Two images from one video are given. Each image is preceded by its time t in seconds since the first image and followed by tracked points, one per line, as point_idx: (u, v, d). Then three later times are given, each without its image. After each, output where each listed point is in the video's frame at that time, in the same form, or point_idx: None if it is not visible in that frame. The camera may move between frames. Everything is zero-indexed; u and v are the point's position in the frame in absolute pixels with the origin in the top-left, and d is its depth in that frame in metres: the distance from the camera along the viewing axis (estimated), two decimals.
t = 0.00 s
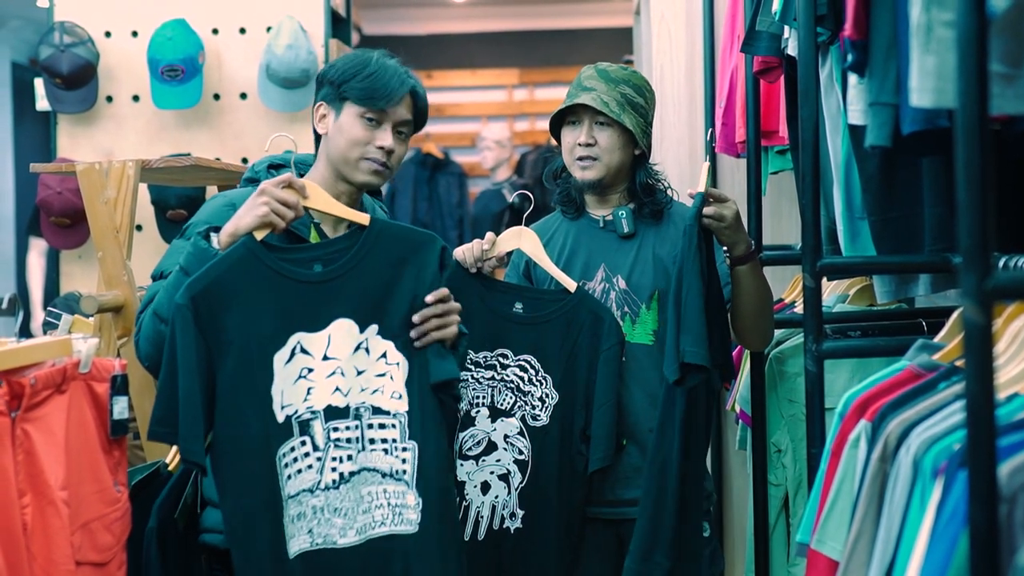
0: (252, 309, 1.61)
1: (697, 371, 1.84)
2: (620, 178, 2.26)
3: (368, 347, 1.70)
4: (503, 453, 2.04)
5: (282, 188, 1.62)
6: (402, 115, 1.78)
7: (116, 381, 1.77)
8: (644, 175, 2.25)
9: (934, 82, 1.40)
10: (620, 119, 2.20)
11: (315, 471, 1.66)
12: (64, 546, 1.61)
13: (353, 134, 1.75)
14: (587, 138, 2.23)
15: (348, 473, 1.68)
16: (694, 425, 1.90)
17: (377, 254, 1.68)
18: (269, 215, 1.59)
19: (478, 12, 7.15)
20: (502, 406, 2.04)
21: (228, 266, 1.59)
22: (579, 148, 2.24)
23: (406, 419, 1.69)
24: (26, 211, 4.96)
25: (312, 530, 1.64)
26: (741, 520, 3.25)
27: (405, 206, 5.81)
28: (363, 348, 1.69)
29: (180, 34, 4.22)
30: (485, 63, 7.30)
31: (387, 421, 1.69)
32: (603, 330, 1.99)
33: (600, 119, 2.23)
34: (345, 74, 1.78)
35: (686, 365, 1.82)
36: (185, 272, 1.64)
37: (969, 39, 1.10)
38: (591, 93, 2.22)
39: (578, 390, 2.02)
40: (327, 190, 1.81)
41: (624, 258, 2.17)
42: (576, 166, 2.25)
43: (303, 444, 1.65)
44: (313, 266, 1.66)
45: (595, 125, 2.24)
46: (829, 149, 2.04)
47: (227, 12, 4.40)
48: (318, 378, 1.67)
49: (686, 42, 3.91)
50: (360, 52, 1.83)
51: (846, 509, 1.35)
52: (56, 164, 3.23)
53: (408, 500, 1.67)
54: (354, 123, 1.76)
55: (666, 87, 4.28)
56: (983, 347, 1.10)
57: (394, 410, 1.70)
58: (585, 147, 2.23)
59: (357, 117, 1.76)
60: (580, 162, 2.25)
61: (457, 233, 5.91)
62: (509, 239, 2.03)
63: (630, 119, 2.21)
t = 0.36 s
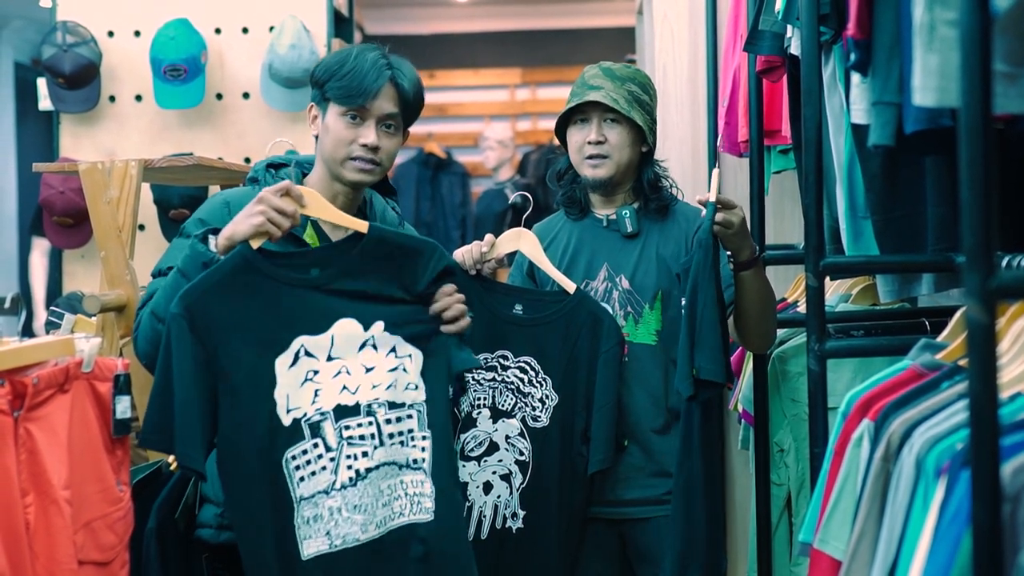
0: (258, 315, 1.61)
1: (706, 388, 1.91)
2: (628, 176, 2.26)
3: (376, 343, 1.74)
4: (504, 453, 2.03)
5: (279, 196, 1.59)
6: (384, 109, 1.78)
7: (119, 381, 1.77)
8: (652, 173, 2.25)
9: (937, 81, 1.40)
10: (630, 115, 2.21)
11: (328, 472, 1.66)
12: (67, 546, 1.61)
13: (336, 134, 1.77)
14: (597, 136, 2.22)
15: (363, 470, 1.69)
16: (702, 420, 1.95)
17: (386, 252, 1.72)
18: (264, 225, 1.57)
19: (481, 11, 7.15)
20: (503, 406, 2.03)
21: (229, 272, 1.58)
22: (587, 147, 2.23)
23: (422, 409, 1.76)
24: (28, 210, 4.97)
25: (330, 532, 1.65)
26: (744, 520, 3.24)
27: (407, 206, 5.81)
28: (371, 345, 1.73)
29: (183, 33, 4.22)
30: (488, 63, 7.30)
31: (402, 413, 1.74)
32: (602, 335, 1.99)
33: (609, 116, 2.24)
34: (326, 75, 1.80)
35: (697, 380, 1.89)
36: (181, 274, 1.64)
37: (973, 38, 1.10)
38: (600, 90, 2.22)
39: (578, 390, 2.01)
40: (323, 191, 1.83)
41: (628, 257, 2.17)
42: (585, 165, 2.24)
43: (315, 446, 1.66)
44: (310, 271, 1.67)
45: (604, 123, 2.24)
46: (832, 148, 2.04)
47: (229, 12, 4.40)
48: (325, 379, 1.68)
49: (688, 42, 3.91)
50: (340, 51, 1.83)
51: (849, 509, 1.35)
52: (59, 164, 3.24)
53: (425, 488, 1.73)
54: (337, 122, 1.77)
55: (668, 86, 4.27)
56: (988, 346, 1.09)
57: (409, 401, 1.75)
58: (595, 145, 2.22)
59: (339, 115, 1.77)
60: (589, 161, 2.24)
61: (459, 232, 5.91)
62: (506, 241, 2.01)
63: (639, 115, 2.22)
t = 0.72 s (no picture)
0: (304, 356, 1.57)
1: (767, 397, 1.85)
2: (636, 176, 2.26)
3: (395, 409, 1.64)
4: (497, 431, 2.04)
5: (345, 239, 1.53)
6: (366, 134, 1.64)
7: (120, 382, 1.78)
8: (659, 172, 2.26)
9: (939, 81, 1.40)
10: (637, 115, 2.21)
11: (322, 521, 1.61)
12: (68, 546, 1.61)
13: (316, 156, 1.66)
14: (607, 140, 2.22)
15: (351, 525, 1.64)
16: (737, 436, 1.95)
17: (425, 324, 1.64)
18: (321, 264, 1.51)
19: (483, 11, 7.15)
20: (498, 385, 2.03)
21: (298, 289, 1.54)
22: (597, 151, 2.23)
23: (419, 486, 1.64)
24: (30, 210, 4.98)
25: None
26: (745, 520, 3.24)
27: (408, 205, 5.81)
28: (390, 409, 1.64)
29: (185, 33, 4.23)
30: (489, 63, 7.29)
31: (399, 484, 1.65)
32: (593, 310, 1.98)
33: (616, 120, 2.23)
34: (309, 89, 1.64)
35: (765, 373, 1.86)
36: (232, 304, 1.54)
37: (974, 38, 1.10)
38: (603, 94, 2.21)
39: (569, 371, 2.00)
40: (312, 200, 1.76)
41: (633, 252, 2.17)
42: (596, 170, 2.24)
43: (317, 494, 1.60)
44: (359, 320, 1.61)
45: (610, 128, 2.24)
46: (833, 148, 2.04)
47: (231, 12, 4.40)
48: (344, 432, 1.62)
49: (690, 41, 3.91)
50: (327, 58, 1.66)
51: (850, 509, 1.35)
52: (61, 164, 3.24)
53: (399, 563, 1.64)
54: (316, 146, 1.66)
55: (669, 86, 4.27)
56: (989, 345, 1.09)
57: (409, 475, 1.64)
58: (605, 149, 2.22)
59: (318, 139, 1.65)
60: (600, 166, 2.23)
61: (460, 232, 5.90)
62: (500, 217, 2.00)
63: (645, 114, 2.22)
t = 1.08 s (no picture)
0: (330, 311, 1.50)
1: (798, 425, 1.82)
2: (631, 176, 2.26)
3: (416, 385, 1.57)
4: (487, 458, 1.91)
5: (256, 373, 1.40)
6: (341, 117, 1.62)
7: (119, 382, 1.76)
8: (654, 174, 2.26)
9: (936, 82, 1.40)
10: (632, 115, 2.21)
11: (320, 476, 1.50)
12: (67, 547, 1.61)
13: (291, 145, 1.62)
14: (600, 138, 2.22)
15: (346, 490, 1.54)
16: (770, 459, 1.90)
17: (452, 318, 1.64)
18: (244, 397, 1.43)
19: (482, 12, 7.16)
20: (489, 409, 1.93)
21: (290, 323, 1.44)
22: (590, 149, 2.23)
23: (425, 469, 1.57)
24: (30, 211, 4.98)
25: (291, 531, 1.47)
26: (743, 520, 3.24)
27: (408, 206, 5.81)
28: (412, 384, 1.57)
29: (184, 34, 4.23)
30: (488, 63, 7.30)
31: (403, 462, 1.57)
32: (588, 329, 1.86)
33: (610, 119, 2.24)
34: (277, 77, 1.61)
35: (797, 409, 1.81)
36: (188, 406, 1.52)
37: (971, 40, 1.10)
38: (600, 92, 2.21)
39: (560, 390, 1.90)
40: (286, 199, 1.72)
41: (630, 252, 2.17)
42: (588, 167, 2.24)
43: (320, 446, 1.50)
44: (397, 288, 1.57)
45: (605, 126, 2.24)
46: (831, 148, 2.04)
47: (229, 13, 4.40)
48: (361, 391, 1.54)
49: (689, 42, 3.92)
50: (290, 47, 1.64)
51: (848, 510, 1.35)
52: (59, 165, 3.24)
53: (388, 541, 1.55)
54: (291, 134, 1.62)
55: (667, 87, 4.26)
56: (985, 347, 1.09)
57: (416, 455, 1.57)
58: (597, 147, 2.22)
59: (293, 127, 1.62)
60: (592, 162, 2.23)
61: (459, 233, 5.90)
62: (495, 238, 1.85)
63: (641, 115, 2.23)
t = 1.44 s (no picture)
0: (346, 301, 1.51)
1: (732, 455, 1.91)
2: (630, 177, 2.26)
3: (422, 374, 1.57)
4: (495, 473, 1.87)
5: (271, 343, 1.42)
6: (354, 118, 1.67)
7: (119, 381, 1.76)
8: (654, 175, 2.25)
9: (938, 82, 1.40)
10: (632, 116, 2.21)
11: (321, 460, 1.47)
12: (68, 546, 1.62)
13: (307, 149, 1.63)
14: (599, 138, 2.22)
15: (349, 478, 1.49)
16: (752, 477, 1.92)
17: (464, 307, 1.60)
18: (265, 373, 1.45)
19: (484, 11, 7.16)
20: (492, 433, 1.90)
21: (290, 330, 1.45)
22: (589, 148, 2.23)
23: (429, 457, 1.55)
24: (32, 211, 4.98)
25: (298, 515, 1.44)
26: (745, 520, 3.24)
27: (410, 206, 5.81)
28: (416, 373, 1.56)
29: (185, 34, 4.23)
30: (490, 62, 7.30)
31: (407, 452, 1.54)
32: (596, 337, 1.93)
33: (610, 118, 2.24)
34: (285, 82, 1.62)
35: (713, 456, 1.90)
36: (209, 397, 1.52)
37: (973, 40, 1.10)
38: (601, 92, 2.22)
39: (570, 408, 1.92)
40: (281, 200, 1.72)
41: (630, 252, 2.17)
42: (587, 166, 2.25)
43: (322, 428, 1.48)
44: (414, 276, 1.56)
45: (605, 125, 2.24)
46: (833, 148, 2.04)
47: (231, 13, 4.41)
48: (364, 376, 1.53)
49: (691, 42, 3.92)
50: (287, 50, 1.64)
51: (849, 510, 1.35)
52: (61, 164, 3.24)
53: (393, 535, 1.50)
54: (306, 137, 1.63)
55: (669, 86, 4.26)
56: (987, 347, 1.09)
57: (421, 445, 1.55)
58: (596, 146, 2.22)
59: (307, 129, 1.63)
60: (591, 162, 2.24)
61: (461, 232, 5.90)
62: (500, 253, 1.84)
63: (641, 116, 2.22)
